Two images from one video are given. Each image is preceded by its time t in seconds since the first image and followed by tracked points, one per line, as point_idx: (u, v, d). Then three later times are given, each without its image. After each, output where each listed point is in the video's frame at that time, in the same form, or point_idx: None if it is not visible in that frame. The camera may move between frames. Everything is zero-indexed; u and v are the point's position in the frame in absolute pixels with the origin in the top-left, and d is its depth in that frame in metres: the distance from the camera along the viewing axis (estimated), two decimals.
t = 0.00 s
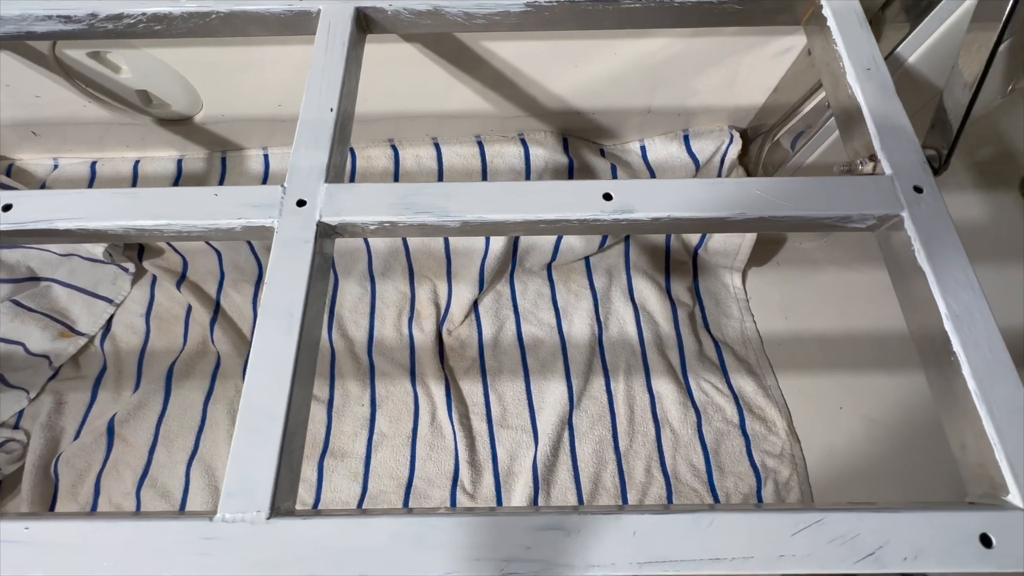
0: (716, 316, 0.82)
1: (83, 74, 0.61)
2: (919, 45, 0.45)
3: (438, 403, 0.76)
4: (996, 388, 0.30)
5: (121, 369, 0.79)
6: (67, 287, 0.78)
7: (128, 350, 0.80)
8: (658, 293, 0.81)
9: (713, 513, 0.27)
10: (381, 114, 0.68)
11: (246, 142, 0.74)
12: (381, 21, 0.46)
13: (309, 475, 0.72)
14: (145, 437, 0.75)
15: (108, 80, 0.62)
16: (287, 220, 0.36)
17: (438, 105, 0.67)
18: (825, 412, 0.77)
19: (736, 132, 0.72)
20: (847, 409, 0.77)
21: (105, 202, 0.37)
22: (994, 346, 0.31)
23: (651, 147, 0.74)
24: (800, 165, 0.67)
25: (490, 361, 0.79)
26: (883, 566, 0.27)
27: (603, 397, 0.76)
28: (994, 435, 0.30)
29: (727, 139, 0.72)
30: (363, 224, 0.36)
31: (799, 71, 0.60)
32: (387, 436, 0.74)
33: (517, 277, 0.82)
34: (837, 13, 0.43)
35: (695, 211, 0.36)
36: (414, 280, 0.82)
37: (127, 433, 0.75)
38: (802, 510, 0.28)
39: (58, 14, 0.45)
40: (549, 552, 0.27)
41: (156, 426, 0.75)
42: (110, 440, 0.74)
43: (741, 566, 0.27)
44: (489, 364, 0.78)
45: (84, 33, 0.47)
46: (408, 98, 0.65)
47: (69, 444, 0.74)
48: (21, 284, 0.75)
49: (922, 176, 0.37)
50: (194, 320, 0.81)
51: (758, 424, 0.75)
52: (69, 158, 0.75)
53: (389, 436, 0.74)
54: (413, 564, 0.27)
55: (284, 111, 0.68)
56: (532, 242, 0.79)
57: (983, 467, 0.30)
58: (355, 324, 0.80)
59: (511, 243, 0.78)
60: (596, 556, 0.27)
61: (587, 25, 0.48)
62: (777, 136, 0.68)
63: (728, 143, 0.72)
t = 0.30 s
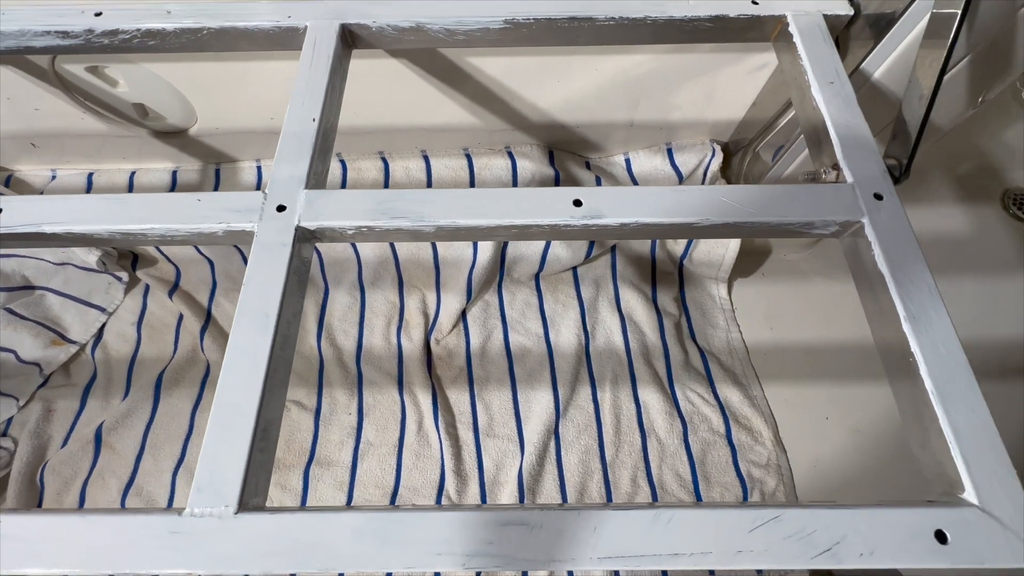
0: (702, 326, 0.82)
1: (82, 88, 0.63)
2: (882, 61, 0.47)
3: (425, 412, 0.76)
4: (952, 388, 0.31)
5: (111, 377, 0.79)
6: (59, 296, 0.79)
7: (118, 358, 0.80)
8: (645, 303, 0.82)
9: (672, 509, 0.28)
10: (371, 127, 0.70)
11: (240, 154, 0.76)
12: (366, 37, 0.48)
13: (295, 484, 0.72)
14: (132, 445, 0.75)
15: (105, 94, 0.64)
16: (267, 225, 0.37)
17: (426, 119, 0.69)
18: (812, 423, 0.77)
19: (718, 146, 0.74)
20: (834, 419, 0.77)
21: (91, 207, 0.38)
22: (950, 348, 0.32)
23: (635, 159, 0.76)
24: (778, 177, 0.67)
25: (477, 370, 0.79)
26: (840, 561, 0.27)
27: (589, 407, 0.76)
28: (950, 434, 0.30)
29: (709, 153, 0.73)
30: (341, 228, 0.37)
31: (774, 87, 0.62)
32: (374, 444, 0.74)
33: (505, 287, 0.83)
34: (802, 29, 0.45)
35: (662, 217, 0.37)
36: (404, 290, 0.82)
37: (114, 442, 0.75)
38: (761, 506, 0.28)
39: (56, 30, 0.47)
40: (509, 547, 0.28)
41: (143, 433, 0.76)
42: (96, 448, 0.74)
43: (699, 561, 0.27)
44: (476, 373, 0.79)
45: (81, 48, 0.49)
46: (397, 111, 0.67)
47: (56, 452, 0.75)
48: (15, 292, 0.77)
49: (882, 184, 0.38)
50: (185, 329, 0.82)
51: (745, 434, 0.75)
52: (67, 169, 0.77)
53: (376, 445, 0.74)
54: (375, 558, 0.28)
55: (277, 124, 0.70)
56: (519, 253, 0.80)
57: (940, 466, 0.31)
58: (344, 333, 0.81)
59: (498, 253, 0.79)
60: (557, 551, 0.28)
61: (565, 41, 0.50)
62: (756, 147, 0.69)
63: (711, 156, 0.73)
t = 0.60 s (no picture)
0: (694, 335, 0.84)
1: (95, 100, 0.66)
2: (854, 77, 0.50)
3: (419, 417, 0.77)
4: (919, 381, 0.32)
5: (111, 381, 0.81)
6: (64, 301, 0.81)
7: (119, 363, 0.82)
8: (637, 311, 0.83)
9: (648, 493, 0.29)
10: (371, 139, 0.72)
11: (244, 164, 0.79)
12: (366, 52, 0.51)
13: (289, 488, 0.73)
14: (129, 448, 0.76)
15: (117, 105, 0.67)
16: (267, 224, 0.39)
17: (424, 131, 0.71)
18: (803, 431, 0.77)
19: (706, 159, 0.76)
20: (824, 427, 0.77)
21: (100, 207, 0.40)
22: (917, 343, 0.34)
23: (627, 172, 0.78)
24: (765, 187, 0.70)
25: (472, 377, 0.80)
26: (809, 545, 0.28)
27: (582, 414, 0.77)
28: (918, 426, 0.31)
29: (698, 165, 0.75)
30: (336, 229, 0.39)
31: (757, 102, 0.65)
32: (368, 449, 0.75)
33: (500, 295, 0.85)
34: (778, 46, 0.48)
35: (643, 219, 0.39)
36: (401, 297, 0.84)
37: (112, 445, 0.76)
38: (733, 492, 0.29)
39: (73, 44, 0.50)
40: (490, 529, 0.29)
41: (141, 437, 0.76)
42: (94, 451, 0.75)
43: (672, 543, 0.28)
44: (471, 379, 0.80)
45: (96, 61, 0.51)
46: (396, 124, 0.70)
47: (54, 454, 0.75)
48: (22, 298, 0.80)
49: (852, 190, 0.40)
50: (185, 335, 0.83)
51: (736, 441, 0.75)
52: (77, 178, 0.80)
53: (371, 450, 0.75)
54: (362, 539, 0.29)
55: (280, 136, 0.73)
56: (514, 262, 0.82)
57: (909, 457, 0.32)
58: (341, 339, 0.82)
59: (493, 262, 0.81)
60: (536, 533, 0.29)
61: (554, 57, 0.52)
62: (742, 159, 0.71)
63: (700, 169, 0.75)
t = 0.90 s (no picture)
0: (690, 347, 0.85)
1: (119, 117, 0.69)
2: (835, 98, 0.53)
3: (420, 426, 0.78)
4: (893, 379, 0.34)
5: (120, 387, 0.83)
6: (77, 309, 0.84)
7: (129, 370, 0.84)
8: (634, 323, 0.85)
9: (636, 481, 0.31)
10: (378, 155, 0.76)
11: (257, 179, 0.82)
12: (376, 73, 0.55)
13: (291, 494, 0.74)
14: (135, 454, 0.77)
15: (139, 122, 0.71)
16: (281, 230, 0.42)
17: (429, 148, 0.75)
18: (799, 443, 0.78)
19: (700, 177, 0.79)
20: (819, 439, 0.78)
21: (126, 213, 0.43)
22: (891, 344, 0.36)
23: (623, 188, 0.81)
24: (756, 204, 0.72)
25: (472, 387, 0.82)
26: (788, 531, 0.30)
27: (580, 424, 0.79)
28: (892, 420, 0.33)
29: (692, 182, 0.79)
30: (346, 235, 0.42)
31: (745, 123, 0.68)
32: (369, 457, 0.76)
33: (501, 307, 0.87)
34: (761, 69, 0.51)
35: (633, 227, 0.41)
36: (404, 308, 0.86)
37: (118, 450, 0.77)
38: (716, 480, 0.31)
39: (105, 65, 0.53)
40: (487, 513, 0.30)
41: (147, 443, 0.78)
42: (100, 457, 0.76)
43: (659, 528, 0.30)
44: (471, 390, 0.82)
45: (124, 81, 0.55)
46: (403, 141, 0.73)
47: (62, 458, 0.77)
48: (37, 306, 0.83)
49: (831, 202, 0.42)
50: (194, 343, 0.86)
51: (732, 452, 0.76)
52: (96, 191, 0.83)
53: (372, 457, 0.76)
54: (365, 522, 0.30)
55: (292, 152, 0.76)
56: (514, 274, 0.84)
57: (885, 450, 0.34)
58: (345, 349, 0.84)
59: (494, 274, 0.83)
60: (530, 517, 0.30)
61: (553, 78, 0.56)
62: (734, 177, 0.74)
63: (694, 186, 0.79)
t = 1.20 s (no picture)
0: (694, 357, 0.86)
1: (144, 128, 0.72)
2: (831, 114, 0.55)
3: (426, 433, 0.79)
4: (892, 377, 0.35)
5: (132, 393, 0.84)
6: (93, 315, 0.86)
7: (141, 375, 0.85)
8: (638, 333, 0.86)
9: (642, 472, 0.32)
10: (391, 167, 0.78)
11: (272, 190, 0.85)
12: (393, 87, 0.57)
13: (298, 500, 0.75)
14: (145, 458, 0.78)
15: (162, 134, 0.73)
16: (301, 232, 0.44)
17: (440, 161, 0.77)
18: (804, 454, 0.78)
19: (703, 191, 0.81)
20: (824, 450, 0.78)
21: (155, 215, 0.45)
22: (889, 343, 0.37)
23: (628, 202, 0.84)
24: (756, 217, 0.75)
25: (478, 395, 0.83)
26: (790, 521, 0.31)
27: (585, 432, 0.79)
28: (891, 416, 0.34)
29: (695, 196, 0.81)
30: (363, 237, 0.44)
31: (747, 139, 0.71)
32: (376, 463, 0.77)
33: (507, 316, 0.88)
34: (760, 86, 0.54)
35: (639, 232, 0.43)
36: (412, 317, 0.88)
37: (128, 454, 0.78)
38: (721, 472, 0.32)
39: (136, 79, 0.56)
40: (498, 501, 0.31)
41: (157, 446, 0.79)
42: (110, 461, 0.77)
43: (665, 517, 0.31)
44: (477, 398, 0.83)
45: (153, 93, 0.58)
46: (415, 154, 0.76)
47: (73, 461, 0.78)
48: (55, 312, 0.85)
49: (829, 209, 0.44)
50: (206, 349, 0.87)
51: (737, 462, 0.76)
52: (117, 201, 0.86)
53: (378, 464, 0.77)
54: (380, 508, 0.31)
55: (308, 164, 0.79)
56: (521, 284, 0.85)
57: (884, 446, 0.35)
58: (354, 356, 0.86)
59: (501, 284, 0.85)
60: (540, 505, 0.31)
61: (560, 94, 0.58)
62: (736, 191, 0.76)
63: (696, 200, 0.81)
